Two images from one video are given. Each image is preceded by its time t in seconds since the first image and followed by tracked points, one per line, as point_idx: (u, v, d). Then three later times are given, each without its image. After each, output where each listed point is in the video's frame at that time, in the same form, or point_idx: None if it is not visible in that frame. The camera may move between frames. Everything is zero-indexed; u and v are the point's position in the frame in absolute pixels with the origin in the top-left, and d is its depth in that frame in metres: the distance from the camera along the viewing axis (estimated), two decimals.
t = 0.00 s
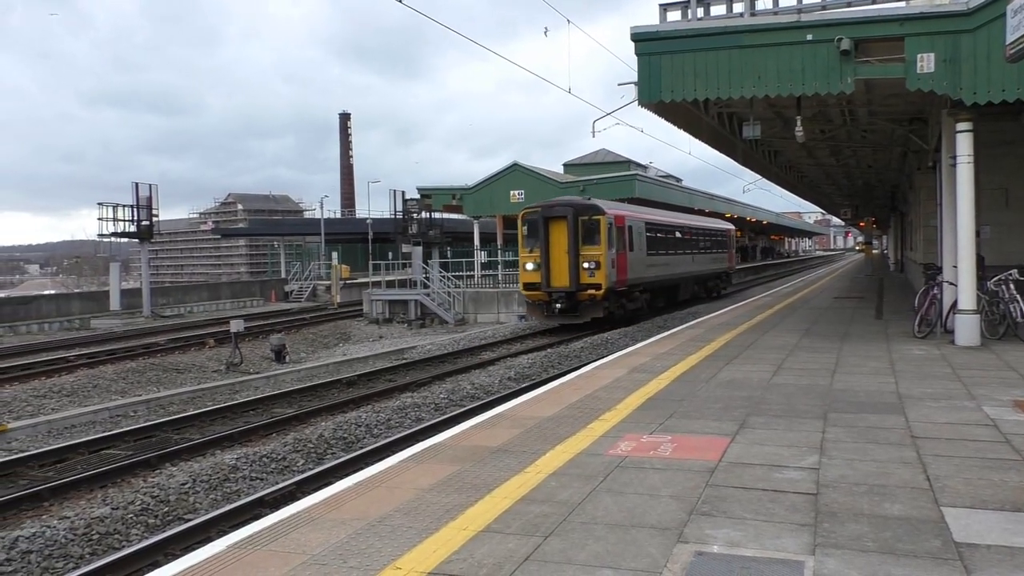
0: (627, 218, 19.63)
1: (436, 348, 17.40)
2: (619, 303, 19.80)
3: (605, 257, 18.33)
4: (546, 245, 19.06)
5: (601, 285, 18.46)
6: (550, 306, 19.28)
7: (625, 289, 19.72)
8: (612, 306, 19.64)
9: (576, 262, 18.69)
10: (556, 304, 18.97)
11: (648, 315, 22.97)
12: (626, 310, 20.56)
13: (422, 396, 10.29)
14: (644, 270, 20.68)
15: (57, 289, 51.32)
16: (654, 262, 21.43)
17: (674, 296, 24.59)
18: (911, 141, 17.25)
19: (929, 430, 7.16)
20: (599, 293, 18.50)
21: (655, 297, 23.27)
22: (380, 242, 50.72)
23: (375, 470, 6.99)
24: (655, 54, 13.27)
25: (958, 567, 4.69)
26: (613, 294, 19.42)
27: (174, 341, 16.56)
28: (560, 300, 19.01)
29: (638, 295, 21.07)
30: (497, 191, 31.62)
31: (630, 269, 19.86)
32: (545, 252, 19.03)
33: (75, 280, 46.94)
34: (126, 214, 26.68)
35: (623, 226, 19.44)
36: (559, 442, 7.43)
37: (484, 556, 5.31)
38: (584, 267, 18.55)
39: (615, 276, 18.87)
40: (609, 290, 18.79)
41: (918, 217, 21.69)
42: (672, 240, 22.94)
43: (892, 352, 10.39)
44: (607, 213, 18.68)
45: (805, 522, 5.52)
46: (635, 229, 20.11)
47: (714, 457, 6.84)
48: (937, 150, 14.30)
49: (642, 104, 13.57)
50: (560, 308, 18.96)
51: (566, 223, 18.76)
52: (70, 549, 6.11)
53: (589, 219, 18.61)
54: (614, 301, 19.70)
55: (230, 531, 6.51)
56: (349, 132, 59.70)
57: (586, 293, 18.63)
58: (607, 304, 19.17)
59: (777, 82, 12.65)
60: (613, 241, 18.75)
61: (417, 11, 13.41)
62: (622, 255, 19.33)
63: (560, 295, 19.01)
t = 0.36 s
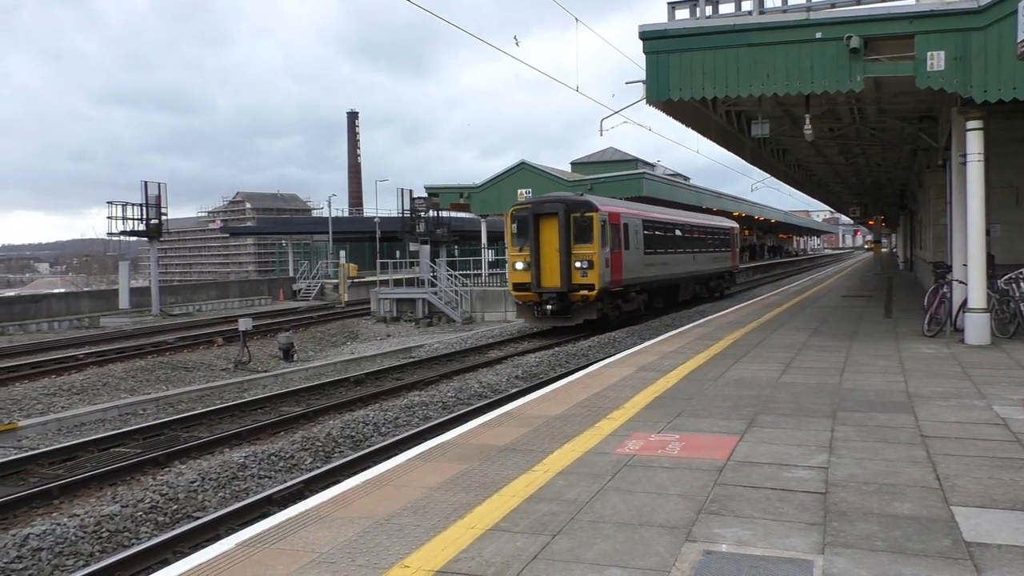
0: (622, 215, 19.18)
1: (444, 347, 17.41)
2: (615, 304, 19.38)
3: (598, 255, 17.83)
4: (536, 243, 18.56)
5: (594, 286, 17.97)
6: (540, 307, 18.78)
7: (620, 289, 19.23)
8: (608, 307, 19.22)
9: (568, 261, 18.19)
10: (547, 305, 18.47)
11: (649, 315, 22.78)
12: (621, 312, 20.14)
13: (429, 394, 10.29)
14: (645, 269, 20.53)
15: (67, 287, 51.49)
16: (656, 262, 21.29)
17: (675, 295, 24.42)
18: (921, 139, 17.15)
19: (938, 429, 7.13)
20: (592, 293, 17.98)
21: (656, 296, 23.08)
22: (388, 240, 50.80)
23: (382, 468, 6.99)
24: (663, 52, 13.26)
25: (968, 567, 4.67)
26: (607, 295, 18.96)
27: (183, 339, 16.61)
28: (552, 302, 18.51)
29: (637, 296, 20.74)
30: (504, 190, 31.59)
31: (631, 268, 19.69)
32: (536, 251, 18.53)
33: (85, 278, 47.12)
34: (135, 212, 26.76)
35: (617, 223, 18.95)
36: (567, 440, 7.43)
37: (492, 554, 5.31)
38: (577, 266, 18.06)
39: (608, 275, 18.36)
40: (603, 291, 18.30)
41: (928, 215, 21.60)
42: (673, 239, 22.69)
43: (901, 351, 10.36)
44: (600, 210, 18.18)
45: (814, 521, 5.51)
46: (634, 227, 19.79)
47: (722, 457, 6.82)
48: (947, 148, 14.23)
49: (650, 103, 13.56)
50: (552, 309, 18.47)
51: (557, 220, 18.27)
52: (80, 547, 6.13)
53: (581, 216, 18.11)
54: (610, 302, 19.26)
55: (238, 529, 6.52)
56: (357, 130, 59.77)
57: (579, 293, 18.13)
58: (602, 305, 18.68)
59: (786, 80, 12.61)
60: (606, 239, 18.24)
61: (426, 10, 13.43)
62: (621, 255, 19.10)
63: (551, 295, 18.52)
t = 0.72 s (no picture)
0: (612, 211, 18.52)
1: (448, 346, 17.41)
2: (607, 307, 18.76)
3: (586, 254, 17.14)
4: (522, 241, 17.88)
5: (582, 287, 17.28)
6: (526, 309, 18.10)
7: (610, 290, 18.55)
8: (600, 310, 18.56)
9: (555, 261, 17.51)
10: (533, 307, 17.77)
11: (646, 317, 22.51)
12: (612, 315, 19.49)
13: (434, 393, 10.29)
14: (644, 269, 20.30)
15: (73, 285, 51.54)
16: (655, 262, 21.10)
17: (671, 296, 24.19)
18: (927, 138, 17.11)
19: (945, 428, 7.12)
20: (580, 294, 17.31)
21: (654, 296, 22.85)
22: (393, 239, 50.83)
23: (387, 466, 7.00)
24: (669, 51, 13.26)
25: (974, 566, 4.66)
26: (597, 297, 18.25)
27: (188, 338, 16.63)
28: (540, 303, 17.85)
29: (631, 296, 20.25)
30: (509, 188, 31.61)
31: (630, 269, 19.42)
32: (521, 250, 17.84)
33: (91, 277, 47.18)
34: (141, 211, 26.79)
35: (607, 221, 18.26)
36: (572, 439, 7.42)
37: (498, 552, 5.31)
38: (564, 266, 17.38)
39: (598, 275, 17.67)
40: (592, 291, 17.62)
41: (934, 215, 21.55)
42: (670, 238, 22.36)
43: (907, 350, 10.33)
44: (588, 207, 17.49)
45: (820, 519, 5.50)
46: (627, 226, 19.35)
47: (728, 455, 6.82)
48: (954, 146, 14.19)
49: (656, 101, 13.56)
50: (538, 311, 17.78)
51: (544, 218, 17.61)
52: (87, 544, 6.16)
53: (569, 212, 17.41)
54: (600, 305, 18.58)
55: (244, 527, 6.54)
56: (362, 129, 59.81)
57: (567, 294, 17.45)
58: (591, 307, 17.97)
59: (792, 78, 12.60)
60: (595, 237, 17.52)
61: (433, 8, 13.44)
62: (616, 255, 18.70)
63: (538, 296, 17.83)
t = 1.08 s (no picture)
0: (602, 208, 17.88)
1: (455, 345, 17.42)
2: (597, 308, 18.14)
3: (573, 254, 16.50)
4: (506, 241, 17.25)
5: (569, 288, 16.66)
6: (511, 311, 17.49)
7: (600, 291, 17.91)
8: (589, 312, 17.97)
9: (541, 261, 16.89)
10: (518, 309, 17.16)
11: (643, 318, 22.17)
12: (603, 317, 18.88)
13: (440, 392, 10.30)
14: (641, 269, 19.91)
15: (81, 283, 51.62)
16: (653, 262, 20.79)
17: (669, 297, 23.86)
18: (935, 137, 17.06)
19: (952, 429, 7.10)
20: (567, 296, 16.67)
21: (652, 295, 22.55)
22: (400, 238, 50.86)
23: (394, 465, 7.00)
24: (675, 49, 13.23)
25: (981, 567, 4.65)
26: (586, 299, 17.62)
27: (195, 336, 16.67)
28: (525, 305, 17.21)
29: (624, 297, 19.72)
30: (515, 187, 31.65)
31: (625, 269, 19.02)
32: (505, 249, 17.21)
33: (98, 275, 47.26)
34: (149, 210, 26.83)
35: (597, 218, 17.60)
36: (578, 438, 7.43)
37: (504, 551, 5.32)
38: (550, 266, 16.75)
39: (586, 276, 17.01)
40: (580, 293, 17.00)
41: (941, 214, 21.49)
42: (668, 237, 21.93)
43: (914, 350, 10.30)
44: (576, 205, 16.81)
45: (827, 520, 5.49)
46: (622, 224, 18.88)
47: (735, 455, 6.81)
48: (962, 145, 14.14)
49: (662, 101, 13.53)
50: (523, 313, 17.17)
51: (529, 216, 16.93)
52: (94, 541, 6.18)
53: (555, 210, 16.76)
54: (589, 307, 17.95)
55: (251, 524, 6.56)
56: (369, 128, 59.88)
57: (553, 296, 16.81)
58: (579, 310, 17.33)
59: (799, 78, 12.57)
60: (583, 236, 16.87)
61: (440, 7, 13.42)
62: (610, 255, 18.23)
63: (523, 297, 17.21)
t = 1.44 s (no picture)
0: (597, 206, 17.08)
1: (467, 343, 17.43)
2: (592, 312, 17.40)
3: (565, 254, 15.72)
4: (494, 240, 16.39)
5: (561, 291, 15.83)
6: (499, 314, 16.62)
7: (595, 294, 17.10)
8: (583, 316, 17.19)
9: (531, 261, 16.06)
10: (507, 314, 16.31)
11: (644, 321, 21.64)
12: (598, 322, 18.12)
13: (453, 391, 10.30)
14: (642, 270, 19.35)
15: (95, 281, 51.77)
16: (657, 262, 20.34)
17: (671, 298, 23.33)
18: (948, 137, 17.01)
19: (966, 432, 7.09)
20: (558, 299, 15.84)
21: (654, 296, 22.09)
22: (412, 237, 50.85)
23: (408, 464, 7.02)
24: (688, 49, 13.21)
25: (995, 571, 4.65)
26: (580, 303, 16.88)
27: (209, 333, 16.74)
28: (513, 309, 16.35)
29: (621, 300, 19.02)
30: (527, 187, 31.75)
31: (625, 270, 18.44)
32: (493, 249, 16.35)
33: (111, 272, 47.32)
34: (163, 208, 26.83)
35: (591, 217, 16.80)
36: (592, 438, 7.43)
37: (518, 551, 5.32)
38: (541, 267, 15.93)
39: (578, 278, 16.17)
40: (571, 296, 16.16)
41: (954, 215, 21.41)
42: (669, 237, 21.31)
43: (928, 353, 10.27)
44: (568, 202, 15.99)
45: (840, 523, 5.49)
46: (621, 223, 18.24)
47: (748, 457, 6.81)
48: (976, 146, 14.09)
49: (675, 100, 13.53)
50: (512, 317, 16.31)
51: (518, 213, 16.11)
52: (109, 536, 6.21)
53: (545, 208, 15.95)
54: (583, 311, 17.19)
55: (266, 521, 6.58)
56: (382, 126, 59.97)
57: (543, 299, 15.98)
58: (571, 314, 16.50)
59: (812, 77, 12.55)
60: (576, 235, 16.07)
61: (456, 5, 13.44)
62: (608, 256, 17.59)
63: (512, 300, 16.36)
